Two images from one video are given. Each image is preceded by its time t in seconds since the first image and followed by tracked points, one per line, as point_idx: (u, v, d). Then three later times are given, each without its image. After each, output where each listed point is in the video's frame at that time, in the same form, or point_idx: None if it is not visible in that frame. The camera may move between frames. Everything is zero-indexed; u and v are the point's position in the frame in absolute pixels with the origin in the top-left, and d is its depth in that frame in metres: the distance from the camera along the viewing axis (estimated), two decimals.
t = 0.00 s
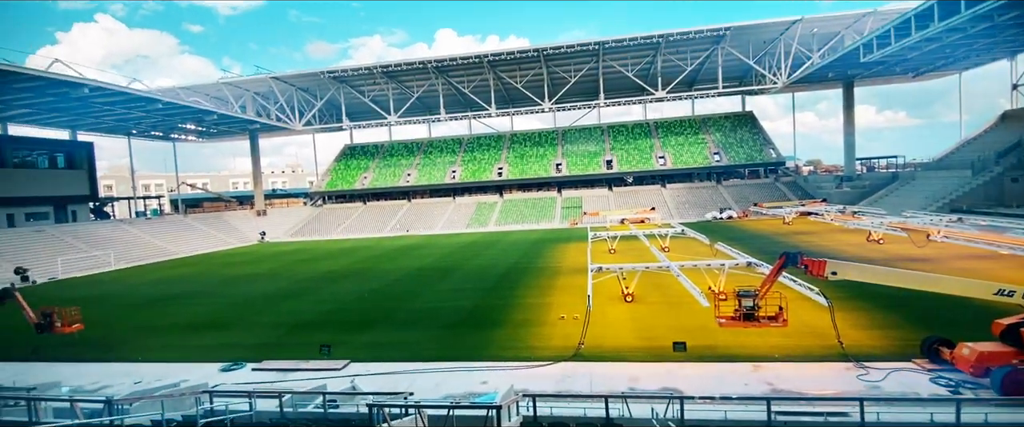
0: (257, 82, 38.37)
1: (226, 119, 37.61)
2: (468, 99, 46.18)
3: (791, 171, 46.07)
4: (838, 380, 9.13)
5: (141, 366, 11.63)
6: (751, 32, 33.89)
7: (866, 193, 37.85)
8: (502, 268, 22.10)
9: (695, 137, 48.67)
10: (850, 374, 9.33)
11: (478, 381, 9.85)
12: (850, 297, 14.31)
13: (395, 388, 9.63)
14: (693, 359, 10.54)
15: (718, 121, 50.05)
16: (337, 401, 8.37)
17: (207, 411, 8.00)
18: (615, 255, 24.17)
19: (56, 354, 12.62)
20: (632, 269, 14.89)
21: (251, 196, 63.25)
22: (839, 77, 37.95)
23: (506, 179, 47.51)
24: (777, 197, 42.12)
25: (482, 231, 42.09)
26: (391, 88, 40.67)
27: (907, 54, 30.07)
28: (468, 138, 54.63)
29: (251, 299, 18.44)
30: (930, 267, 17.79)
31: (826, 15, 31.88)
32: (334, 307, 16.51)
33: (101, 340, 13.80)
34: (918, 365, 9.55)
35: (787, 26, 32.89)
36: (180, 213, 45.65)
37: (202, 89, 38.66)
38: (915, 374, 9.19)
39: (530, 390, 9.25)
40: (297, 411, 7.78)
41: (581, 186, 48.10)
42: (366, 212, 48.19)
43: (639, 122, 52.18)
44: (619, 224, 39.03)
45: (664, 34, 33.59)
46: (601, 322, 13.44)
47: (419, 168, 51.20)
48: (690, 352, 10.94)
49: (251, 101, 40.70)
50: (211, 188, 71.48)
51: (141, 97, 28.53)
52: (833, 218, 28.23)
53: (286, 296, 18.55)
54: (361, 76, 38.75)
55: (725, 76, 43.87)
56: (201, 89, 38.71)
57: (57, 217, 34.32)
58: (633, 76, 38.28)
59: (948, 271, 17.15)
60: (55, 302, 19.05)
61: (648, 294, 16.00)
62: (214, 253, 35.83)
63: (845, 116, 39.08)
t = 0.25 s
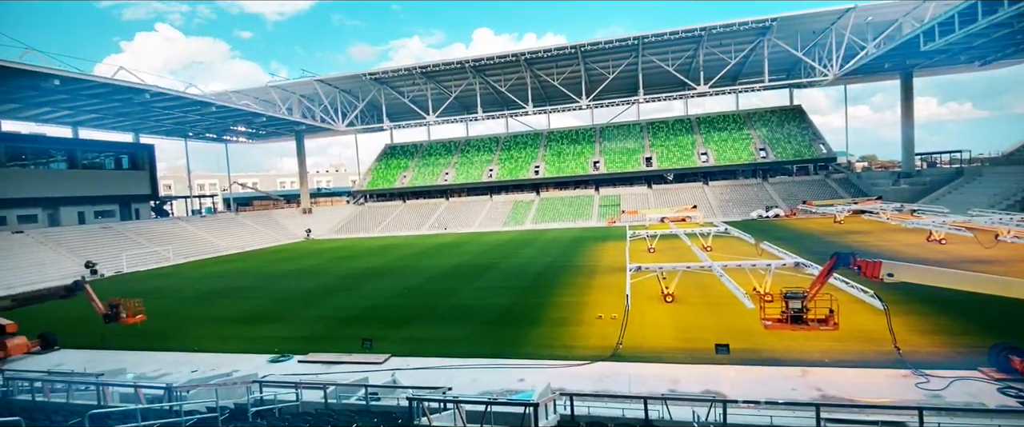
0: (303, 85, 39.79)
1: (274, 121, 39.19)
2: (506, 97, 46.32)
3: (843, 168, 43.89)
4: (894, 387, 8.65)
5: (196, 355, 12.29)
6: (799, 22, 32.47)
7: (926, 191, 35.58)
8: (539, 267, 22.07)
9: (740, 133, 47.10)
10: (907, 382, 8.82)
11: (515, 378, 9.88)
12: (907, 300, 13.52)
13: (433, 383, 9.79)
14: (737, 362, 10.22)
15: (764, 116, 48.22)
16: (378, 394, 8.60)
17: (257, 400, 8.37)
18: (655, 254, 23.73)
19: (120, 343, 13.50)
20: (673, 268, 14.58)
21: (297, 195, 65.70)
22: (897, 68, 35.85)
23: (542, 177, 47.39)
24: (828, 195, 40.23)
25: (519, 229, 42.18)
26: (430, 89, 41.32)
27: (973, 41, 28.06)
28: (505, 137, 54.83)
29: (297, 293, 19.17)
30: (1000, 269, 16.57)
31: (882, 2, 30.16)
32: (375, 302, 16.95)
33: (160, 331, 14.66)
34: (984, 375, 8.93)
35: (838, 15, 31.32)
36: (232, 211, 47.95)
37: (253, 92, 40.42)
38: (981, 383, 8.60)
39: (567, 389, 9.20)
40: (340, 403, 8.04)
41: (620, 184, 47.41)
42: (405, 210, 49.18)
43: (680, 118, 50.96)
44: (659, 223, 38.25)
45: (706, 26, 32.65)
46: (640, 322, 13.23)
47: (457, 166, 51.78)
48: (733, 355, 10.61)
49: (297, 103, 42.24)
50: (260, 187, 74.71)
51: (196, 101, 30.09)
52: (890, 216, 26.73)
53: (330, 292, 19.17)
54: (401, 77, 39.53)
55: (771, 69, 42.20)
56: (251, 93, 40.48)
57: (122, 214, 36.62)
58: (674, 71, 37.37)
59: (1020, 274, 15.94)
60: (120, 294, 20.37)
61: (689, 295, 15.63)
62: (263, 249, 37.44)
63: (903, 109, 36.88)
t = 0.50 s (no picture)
0: (346, 87, 40.96)
1: (318, 123, 40.54)
2: (543, 95, 46.20)
3: (901, 164, 41.44)
4: (957, 398, 8.09)
5: (247, 347, 12.88)
6: (852, 11, 30.87)
7: (993, 188, 32.81)
8: (577, 266, 21.92)
9: (787, 128, 45.27)
10: (973, 392, 8.24)
11: (553, 377, 9.86)
12: (973, 305, 12.65)
13: (472, 379, 9.90)
14: (783, 367, 9.83)
15: (813, 110, 46.13)
16: (417, 388, 8.78)
17: (302, 392, 8.69)
18: (696, 254, 23.15)
19: (179, 334, 14.32)
20: (715, 269, 14.19)
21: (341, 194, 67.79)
22: (962, 57, 33.53)
23: (580, 175, 46.99)
24: (883, 193, 38.11)
25: (556, 227, 42.01)
26: (467, 88, 41.71)
27: None
28: (543, 135, 54.71)
29: (341, 289, 19.77)
30: None
31: None
32: (415, 299, 17.29)
33: (215, 323, 15.45)
34: None
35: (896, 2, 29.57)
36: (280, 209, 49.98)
37: (299, 95, 41.95)
38: None
39: (605, 389, 9.11)
40: (381, 397, 8.24)
41: (660, 182, 46.44)
42: (444, 209, 49.89)
43: (723, 114, 49.46)
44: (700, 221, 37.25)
45: (751, 18, 31.51)
46: (681, 323, 12.94)
47: (494, 165, 52.05)
48: (780, 359, 10.20)
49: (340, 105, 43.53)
50: (306, 186, 77.53)
51: (246, 105, 31.48)
52: (954, 216, 25.07)
53: (371, 288, 19.68)
54: (439, 78, 40.06)
55: (821, 61, 40.32)
56: (297, 96, 42.01)
57: (180, 212, 38.67)
58: (717, 65, 36.27)
59: None
60: (178, 288, 21.59)
61: (732, 296, 15.16)
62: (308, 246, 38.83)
63: (969, 101, 34.46)
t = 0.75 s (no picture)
0: (386, 88, 41.91)
1: (360, 124, 41.65)
2: (580, 93, 45.86)
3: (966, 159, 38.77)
4: None
5: (293, 340, 13.40)
6: None
7: None
8: (615, 265, 21.64)
9: (838, 123, 43.19)
10: None
11: (590, 377, 9.77)
12: None
13: (508, 377, 9.96)
14: (834, 373, 9.40)
15: (868, 104, 43.79)
16: (455, 384, 8.92)
17: (345, 385, 8.97)
18: (740, 254, 22.45)
19: (231, 326, 15.06)
20: (760, 270, 13.71)
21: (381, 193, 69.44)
22: None
23: (618, 174, 46.32)
24: (945, 191, 35.79)
25: (593, 226, 41.59)
26: (504, 87, 41.87)
27: None
28: (580, 133, 54.27)
29: (382, 286, 20.28)
30: None
31: None
32: (453, 296, 17.52)
33: (264, 317, 16.14)
34: None
35: None
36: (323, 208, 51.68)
37: (341, 97, 43.25)
38: None
39: (643, 391, 8.97)
40: (420, 392, 8.41)
41: (701, 180, 45.21)
42: (481, 207, 50.28)
43: (769, 109, 47.71)
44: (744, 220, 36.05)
45: (798, 9, 30.26)
46: (724, 325, 12.58)
47: (531, 164, 52.03)
48: (829, 364, 9.77)
49: (381, 106, 44.57)
50: (348, 186, 79.86)
51: (292, 107, 32.69)
52: None
53: (410, 285, 20.08)
54: (476, 78, 40.39)
55: (876, 52, 38.23)
56: (340, 98, 43.30)
57: (231, 210, 40.46)
58: (762, 59, 35.02)
59: None
60: (230, 283, 22.69)
61: (778, 299, 14.61)
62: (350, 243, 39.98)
63: None
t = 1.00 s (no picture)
0: (423, 89, 42.60)
1: (398, 124, 42.49)
2: (617, 90, 45.25)
3: None
4: None
5: (334, 335, 13.82)
6: None
7: None
8: (653, 265, 21.24)
9: (892, 117, 40.94)
10: None
11: (627, 379, 9.62)
12: None
13: (544, 376, 9.94)
14: (887, 380, 8.92)
15: (926, 96, 41.30)
16: (491, 382, 8.99)
17: (384, 380, 9.18)
18: (785, 255, 21.64)
19: (277, 320, 15.65)
20: (806, 272, 13.16)
21: (419, 192, 70.71)
22: None
23: (656, 172, 45.42)
24: (1014, 188, 33.34)
25: (631, 225, 41.00)
26: (540, 86, 41.80)
27: None
28: (617, 131, 53.54)
29: (419, 283, 20.63)
30: None
31: None
32: (488, 294, 17.62)
33: (306, 312, 16.72)
34: None
35: None
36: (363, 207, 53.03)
37: (381, 98, 44.25)
38: None
39: (683, 395, 8.76)
40: (456, 388, 8.51)
41: (743, 178, 43.78)
42: (517, 206, 50.38)
43: (816, 104, 45.75)
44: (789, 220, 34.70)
45: None
46: (767, 329, 12.14)
47: (566, 162, 51.71)
48: (882, 372, 9.27)
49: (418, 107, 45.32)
50: (387, 185, 81.70)
51: (334, 109, 33.68)
52: None
53: (447, 282, 20.35)
54: (512, 77, 40.48)
55: (935, 41, 35.99)
56: (379, 99, 44.29)
57: (277, 209, 42.07)
58: (809, 51, 33.59)
59: None
60: (275, 278, 23.63)
61: (826, 302, 13.97)
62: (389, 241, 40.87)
63: None
